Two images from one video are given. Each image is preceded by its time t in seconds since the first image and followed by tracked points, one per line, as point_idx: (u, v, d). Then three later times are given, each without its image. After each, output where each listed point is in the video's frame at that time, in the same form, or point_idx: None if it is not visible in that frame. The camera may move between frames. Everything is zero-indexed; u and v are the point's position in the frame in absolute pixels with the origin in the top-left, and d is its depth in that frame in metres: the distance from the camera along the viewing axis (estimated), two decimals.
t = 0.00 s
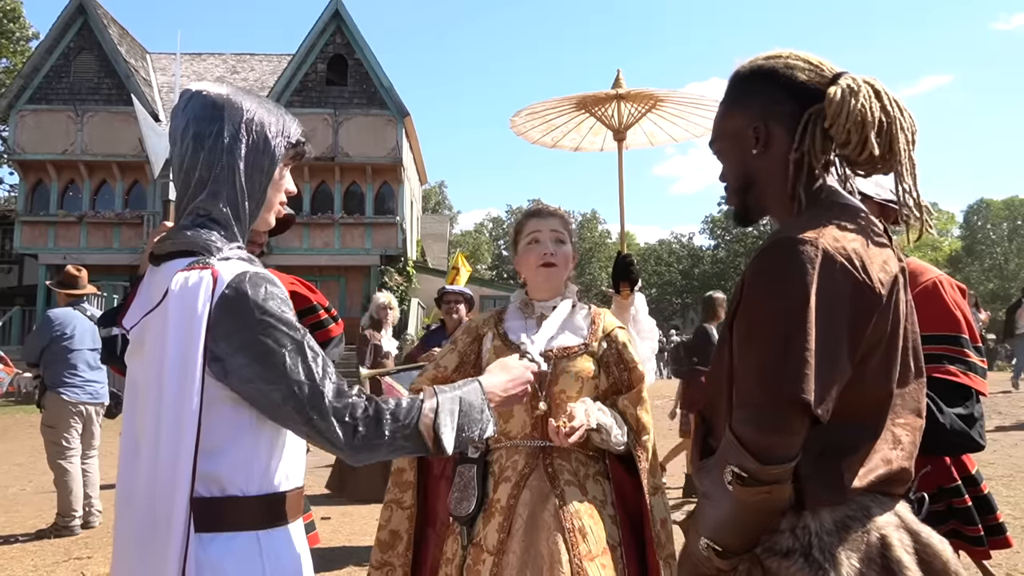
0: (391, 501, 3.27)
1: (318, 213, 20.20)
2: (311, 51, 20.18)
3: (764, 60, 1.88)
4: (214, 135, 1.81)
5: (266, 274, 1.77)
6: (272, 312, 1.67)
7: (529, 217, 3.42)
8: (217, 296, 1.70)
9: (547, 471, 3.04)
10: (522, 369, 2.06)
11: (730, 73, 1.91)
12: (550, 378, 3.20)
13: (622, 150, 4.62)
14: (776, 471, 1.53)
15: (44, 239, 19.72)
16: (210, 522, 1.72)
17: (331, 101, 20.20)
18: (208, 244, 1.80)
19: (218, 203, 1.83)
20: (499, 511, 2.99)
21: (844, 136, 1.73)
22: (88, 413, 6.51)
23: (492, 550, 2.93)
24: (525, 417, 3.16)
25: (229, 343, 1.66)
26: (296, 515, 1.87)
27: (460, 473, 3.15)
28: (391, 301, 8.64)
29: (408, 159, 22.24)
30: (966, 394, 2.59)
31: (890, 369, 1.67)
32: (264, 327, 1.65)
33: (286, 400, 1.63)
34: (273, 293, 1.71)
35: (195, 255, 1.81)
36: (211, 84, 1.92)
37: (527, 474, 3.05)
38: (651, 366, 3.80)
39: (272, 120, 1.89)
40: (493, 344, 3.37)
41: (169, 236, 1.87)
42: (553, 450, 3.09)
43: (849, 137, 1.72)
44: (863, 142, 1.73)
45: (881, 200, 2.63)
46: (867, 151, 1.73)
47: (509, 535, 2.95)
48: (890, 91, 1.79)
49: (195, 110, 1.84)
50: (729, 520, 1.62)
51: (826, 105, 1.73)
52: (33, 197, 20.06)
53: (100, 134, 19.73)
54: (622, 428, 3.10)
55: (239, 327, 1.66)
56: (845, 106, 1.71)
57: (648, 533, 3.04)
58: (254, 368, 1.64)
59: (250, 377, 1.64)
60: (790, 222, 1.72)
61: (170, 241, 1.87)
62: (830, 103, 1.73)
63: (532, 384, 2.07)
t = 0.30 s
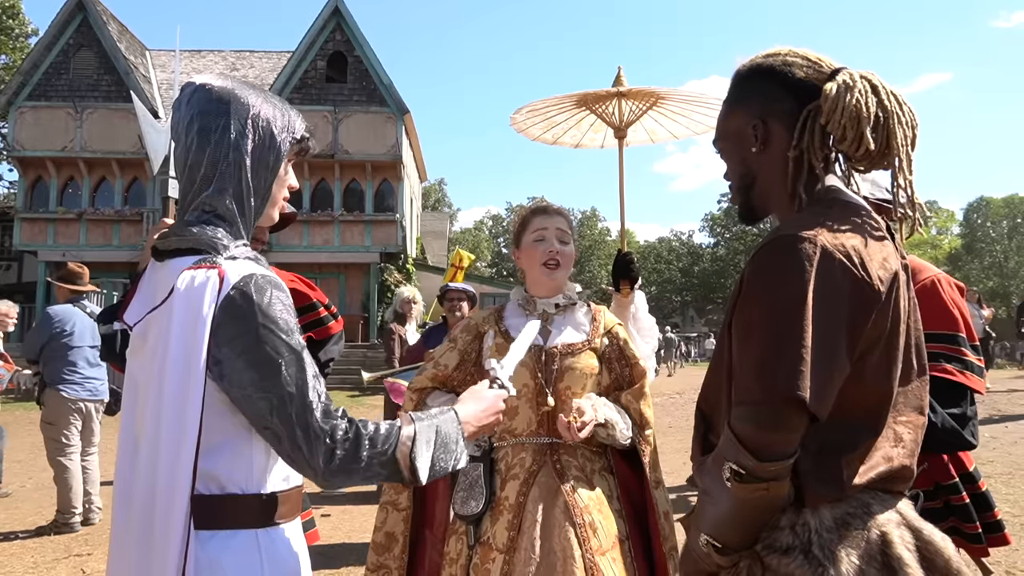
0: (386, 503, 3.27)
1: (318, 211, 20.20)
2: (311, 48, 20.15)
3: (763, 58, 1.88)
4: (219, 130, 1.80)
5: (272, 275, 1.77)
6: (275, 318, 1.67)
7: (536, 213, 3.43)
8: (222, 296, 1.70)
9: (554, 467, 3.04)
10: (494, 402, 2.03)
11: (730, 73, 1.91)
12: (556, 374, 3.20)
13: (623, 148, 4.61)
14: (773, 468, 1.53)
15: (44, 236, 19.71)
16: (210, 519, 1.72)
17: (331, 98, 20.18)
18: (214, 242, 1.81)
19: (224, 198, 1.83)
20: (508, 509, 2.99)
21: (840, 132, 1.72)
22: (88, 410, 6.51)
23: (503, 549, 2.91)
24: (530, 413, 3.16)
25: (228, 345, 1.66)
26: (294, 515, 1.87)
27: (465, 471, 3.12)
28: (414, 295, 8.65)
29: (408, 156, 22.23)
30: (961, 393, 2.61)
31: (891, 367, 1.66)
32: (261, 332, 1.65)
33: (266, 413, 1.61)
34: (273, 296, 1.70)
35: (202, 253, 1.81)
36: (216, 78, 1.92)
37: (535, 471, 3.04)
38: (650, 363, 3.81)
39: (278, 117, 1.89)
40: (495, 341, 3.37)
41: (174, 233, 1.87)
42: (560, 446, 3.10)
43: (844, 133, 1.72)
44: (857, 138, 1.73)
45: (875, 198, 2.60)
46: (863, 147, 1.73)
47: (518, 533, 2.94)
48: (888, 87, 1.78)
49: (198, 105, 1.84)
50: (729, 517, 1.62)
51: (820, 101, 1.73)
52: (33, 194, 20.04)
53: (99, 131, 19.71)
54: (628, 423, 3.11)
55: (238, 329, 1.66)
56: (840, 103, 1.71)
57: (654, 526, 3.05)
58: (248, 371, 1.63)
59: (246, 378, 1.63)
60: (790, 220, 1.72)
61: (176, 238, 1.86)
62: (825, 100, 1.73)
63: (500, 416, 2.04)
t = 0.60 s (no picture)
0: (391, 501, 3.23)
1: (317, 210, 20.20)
2: (310, 47, 20.15)
3: (765, 58, 1.88)
4: (225, 130, 1.80)
5: (276, 278, 1.78)
6: (273, 325, 1.67)
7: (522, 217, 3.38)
8: (225, 299, 1.70)
9: (554, 467, 3.05)
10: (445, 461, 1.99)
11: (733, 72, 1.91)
12: (557, 373, 3.20)
13: (623, 148, 4.61)
14: (780, 468, 1.53)
15: (43, 234, 19.69)
16: (215, 520, 1.73)
17: (330, 97, 20.18)
18: (221, 241, 1.81)
19: (229, 197, 1.83)
20: (507, 508, 2.99)
21: (842, 131, 1.72)
22: (88, 409, 6.53)
23: (501, 547, 2.92)
24: (530, 412, 3.17)
25: (226, 346, 1.65)
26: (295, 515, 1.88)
27: (464, 470, 3.14)
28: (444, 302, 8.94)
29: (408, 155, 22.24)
30: (957, 390, 2.59)
31: (894, 367, 1.67)
32: (257, 338, 1.65)
33: (242, 426, 1.60)
34: (271, 301, 1.70)
35: (209, 253, 1.82)
36: (220, 76, 1.92)
37: (534, 470, 3.04)
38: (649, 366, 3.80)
39: (283, 118, 1.90)
40: (496, 340, 3.37)
41: (180, 233, 1.87)
42: (561, 445, 3.10)
43: (845, 132, 1.72)
44: (859, 137, 1.73)
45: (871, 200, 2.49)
46: (865, 146, 1.73)
47: (518, 531, 2.94)
48: (891, 85, 1.78)
49: (203, 103, 1.83)
50: (734, 516, 1.61)
51: (822, 101, 1.73)
52: (32, 192, 20.01)
53: (99, 129, 19.69)
54: (627, 423, 3.11)
55: (234, 332, 1.66)
56: (842, 103, 1.71)
57: (656, 526, 3.05)
58: (245, 374, 1.62)
59: (245, 379, 1.63)
60: (793, 219, 1.71)
61: (181, 238, 1.86)
62: (827, 99, 1.73)
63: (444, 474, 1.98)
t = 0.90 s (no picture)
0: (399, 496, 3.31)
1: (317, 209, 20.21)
2: (310, 47, 20.15)
3: (767, 58, 1.87)
4: (230, 130, 1.80)
5: (280, 279, 1.78)
6: (274, 324, 1.67)
7: (521, 218, 3.38)
8: (229, 298, 1.70)
9: (544, 467, 3.03)
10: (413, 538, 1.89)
11: (736, 72, 1.90)
12: (548, 374, 3.19)
13: (624, 148, 4.61)
14: (785, 468, 1.53)
15: (43, 233, 19.67)
16: (216, 520, 1.73)
17: (330, 97, 20.16)
18: (225, 241, 1.81)
19: (233, 197, 1.83)
20: (496, 506, 3.00)
21: (846, 131, 1.72)
22: (84, 408, 6.55)
23: (489, 545, 2.93)
24: (523, 412, 3.15)
25: (228, 345, 1.65)
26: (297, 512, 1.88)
27: (458, 468, 3.17)
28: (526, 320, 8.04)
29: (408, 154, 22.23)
30: (956, 389, 2.58)
31: (898, 367, 1.67)
32: (260, 337, 1.65)
33: (240, 426, 1.60)
34: (273, 302, 1.70)
35: (213, 252, 1.81)
36: (224, 76, 1.92)
37: (524, 469, 3.04)
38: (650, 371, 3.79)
39: (289, 120, 1.90)
40: (494, 340, 3.37)
41: (184, 232, 1.86)
42: (551, 445, 3.08)
43: (849, 132, 1.72)
44: (863, 137, 1.73)
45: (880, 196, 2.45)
46: (869, 146, 1.73)
47: (505, 530, 2.95)
48: (893, 85, 1.78)
49: (208, 102, 1.84)
50: (738, 517, 1.61)
51: (826, 100, 1.73)
52: (32, 190, 19.99)
53: (99, 128, 19.69)
54: (619, 425, 3.09)
55: (237, 332, 1.66)
56: (845, 103, 1.71)
57: (644, 530, 3.04)
58: (247, 374, 1.63)
59: (248, 379, 1.63)
60: (797, 219, 1.71)
61: (185, 237, 1.86)
62: (831, 99, 1.72)
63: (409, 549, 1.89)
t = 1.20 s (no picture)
0: (389, 493, 3.30)
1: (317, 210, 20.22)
2: (310, 47, 20.16)
3: (768, 60, 1.87)
4: (232, 132, 1.80)
5: (283, 280, 1.79)
6: (277, 324, 1.69)
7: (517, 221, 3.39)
8: (232, 299, 1.71)
9: (533, 467, 3.03)
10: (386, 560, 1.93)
11: (736, 74, 1.90)
12: (539, 375, 3.18)
13: (623, 150, 4.61)
14: (787, 470, 1.53)
15: (42, 233, 19.65)
16: (216, 521, 1.72)
17: (330, 97, 20.16)
18: (227, 241, 1.82)
19: (235, 198, 1.83)
20: (486, 505, 3.01)
21: (846, 133, 1.72)
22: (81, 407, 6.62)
23: (478, 544, 2.94)
24: (515, 413, 3.16)
25: (231, 346, 1.66)
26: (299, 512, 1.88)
27: (452, 467, 3.18)
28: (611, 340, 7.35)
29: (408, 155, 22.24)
30: (953, 389, 2.57)
31: (900, 369, 1.68)
32: (264, 338, 1.67)
33: (244, 426, 1.61)
34: (275, 303, 1.71)
35: (216, 253, 1.81)
36: (227, 78, 1.92)
37: (513, 470, 3.04)
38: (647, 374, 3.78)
39: (293, 123, 1.90)
40: (489, 341, 3.38)
41: (185, 233, 1.87)
42: (541, 446, 3.08)
43: (850, 134, 1.72)
44: (866, 138, 1.72)
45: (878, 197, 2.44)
46: (871, 147, 1.73)
47: (493, 529, 2.96)
48: (893, 87, 1.78)
49: (212, 104, 1.84)
50: (740, 519, 1.61)
51: (829, 102, 1.73)
52: (32, 190, 19.96)
53: (99, 128, 19.68)
54: (610, 428, 3.07)
55: (240, 333, 1.66)
56: (846, 103, 1.71)
57: (634, 534, 3.02)
58: (253, 374, 1.64)
59: (252, 379, 1.64)
60: (798, 220, 1.71)
61: (186, 239, 1.86)
62: (832, 100, 1.73)
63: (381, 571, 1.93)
